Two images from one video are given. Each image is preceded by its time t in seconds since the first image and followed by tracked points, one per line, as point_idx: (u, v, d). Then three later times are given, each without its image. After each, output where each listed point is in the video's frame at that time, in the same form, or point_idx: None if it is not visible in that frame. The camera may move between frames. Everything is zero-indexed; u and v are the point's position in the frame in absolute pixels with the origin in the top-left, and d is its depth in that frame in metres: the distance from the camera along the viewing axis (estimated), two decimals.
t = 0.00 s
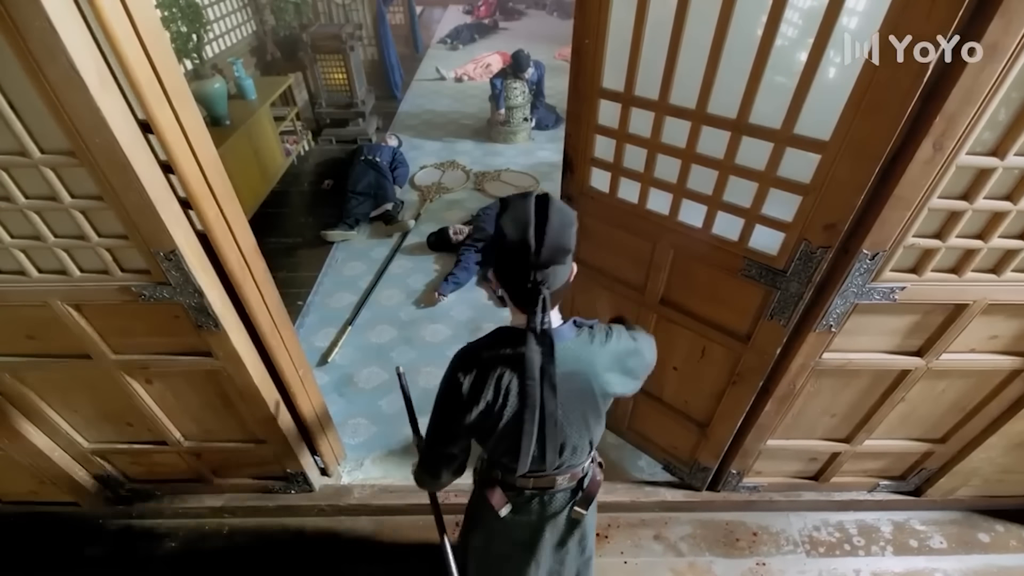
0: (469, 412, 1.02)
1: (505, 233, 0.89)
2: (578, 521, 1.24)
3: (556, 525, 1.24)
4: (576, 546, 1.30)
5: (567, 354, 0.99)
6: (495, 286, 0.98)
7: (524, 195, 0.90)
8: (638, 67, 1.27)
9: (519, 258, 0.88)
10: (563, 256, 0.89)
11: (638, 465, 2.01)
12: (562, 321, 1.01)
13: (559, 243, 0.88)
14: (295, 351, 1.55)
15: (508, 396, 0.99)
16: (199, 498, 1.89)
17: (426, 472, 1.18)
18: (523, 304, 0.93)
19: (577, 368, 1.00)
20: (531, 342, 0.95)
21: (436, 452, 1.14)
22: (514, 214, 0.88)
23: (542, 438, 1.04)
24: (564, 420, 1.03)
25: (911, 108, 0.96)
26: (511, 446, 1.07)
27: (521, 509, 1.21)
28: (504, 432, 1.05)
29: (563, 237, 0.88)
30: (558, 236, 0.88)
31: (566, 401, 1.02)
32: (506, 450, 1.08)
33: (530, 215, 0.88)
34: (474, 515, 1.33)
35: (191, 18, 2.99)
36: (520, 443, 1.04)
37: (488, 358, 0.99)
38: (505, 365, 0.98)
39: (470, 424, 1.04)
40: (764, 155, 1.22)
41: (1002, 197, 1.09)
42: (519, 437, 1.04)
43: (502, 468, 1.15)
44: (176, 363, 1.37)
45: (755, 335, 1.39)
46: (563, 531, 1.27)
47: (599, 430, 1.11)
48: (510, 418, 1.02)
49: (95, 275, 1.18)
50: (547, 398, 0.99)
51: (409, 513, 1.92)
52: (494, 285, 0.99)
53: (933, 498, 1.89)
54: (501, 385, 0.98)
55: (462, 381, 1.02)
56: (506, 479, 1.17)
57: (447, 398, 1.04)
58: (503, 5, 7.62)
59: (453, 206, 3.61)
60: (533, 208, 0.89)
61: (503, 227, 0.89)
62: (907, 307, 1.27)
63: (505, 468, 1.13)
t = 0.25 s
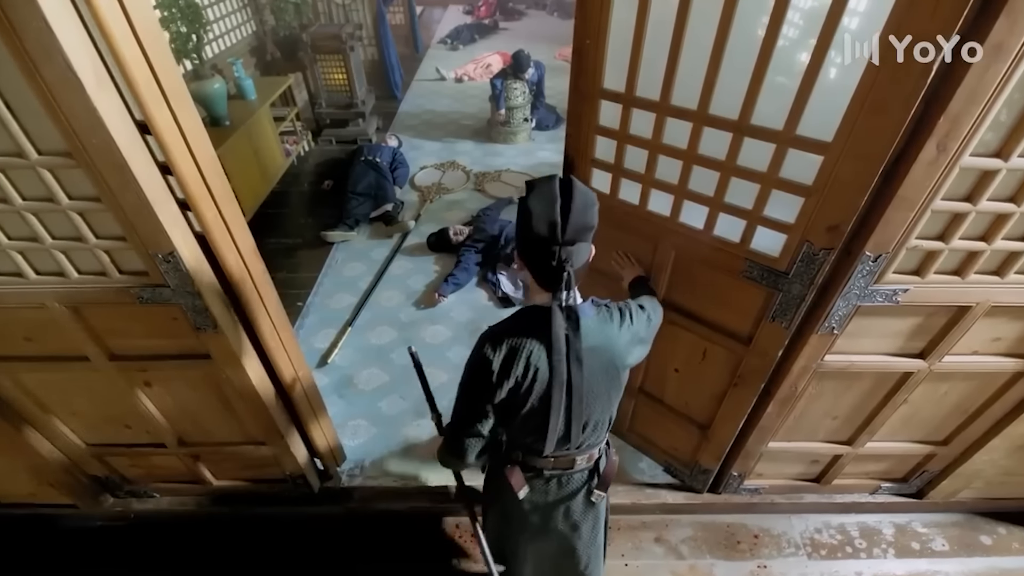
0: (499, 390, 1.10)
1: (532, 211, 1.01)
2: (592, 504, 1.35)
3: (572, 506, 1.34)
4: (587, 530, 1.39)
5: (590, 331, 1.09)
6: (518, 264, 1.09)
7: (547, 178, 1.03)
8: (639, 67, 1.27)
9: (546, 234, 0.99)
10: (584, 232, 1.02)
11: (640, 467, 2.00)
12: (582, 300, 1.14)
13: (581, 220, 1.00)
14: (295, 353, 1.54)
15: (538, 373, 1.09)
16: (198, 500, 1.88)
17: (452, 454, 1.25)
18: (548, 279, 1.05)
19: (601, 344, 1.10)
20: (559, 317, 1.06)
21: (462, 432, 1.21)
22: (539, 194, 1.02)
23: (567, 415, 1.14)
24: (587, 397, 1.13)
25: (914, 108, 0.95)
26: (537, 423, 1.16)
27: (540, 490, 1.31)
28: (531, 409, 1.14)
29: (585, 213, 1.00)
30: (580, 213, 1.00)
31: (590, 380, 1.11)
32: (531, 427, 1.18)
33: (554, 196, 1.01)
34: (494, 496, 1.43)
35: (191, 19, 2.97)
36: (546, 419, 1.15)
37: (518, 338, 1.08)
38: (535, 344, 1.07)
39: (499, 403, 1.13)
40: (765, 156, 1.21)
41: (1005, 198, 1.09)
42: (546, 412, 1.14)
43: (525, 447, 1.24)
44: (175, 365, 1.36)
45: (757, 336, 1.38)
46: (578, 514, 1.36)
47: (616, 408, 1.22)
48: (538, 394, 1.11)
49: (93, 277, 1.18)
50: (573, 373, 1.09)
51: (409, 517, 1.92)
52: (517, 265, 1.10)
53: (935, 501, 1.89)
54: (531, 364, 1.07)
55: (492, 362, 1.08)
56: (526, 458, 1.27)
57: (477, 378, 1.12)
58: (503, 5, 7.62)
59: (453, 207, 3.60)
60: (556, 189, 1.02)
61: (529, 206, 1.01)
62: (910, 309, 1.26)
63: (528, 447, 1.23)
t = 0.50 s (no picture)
0: (506, 374, 1.11)
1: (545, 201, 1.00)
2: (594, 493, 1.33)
3: (574, 494, 1.33)
4: (590, 520, 1.38)
5: (597, 322, 1.11)
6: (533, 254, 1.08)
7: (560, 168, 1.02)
8: (643, 65, 1.26)
9: (559, 224, 0.99)
10: (596, 222, 1.01)
11: (641, 469, 1.99)
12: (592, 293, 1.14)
13: (592, 211, 1.00)
14: (294, 356, 1.53)
15: (544, 360, 1.09)
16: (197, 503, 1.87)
17: (458, 435, 1.27)
18: (557, 271, 1.03)
19: (606, 333, 1.11)
20: (566, 310, 1.04)
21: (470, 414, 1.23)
22: (553, 183, 1.00)
23: (571, 404, 1.14)
24: (592, 386, 1.13)
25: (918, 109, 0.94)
26: (542, 409, 1.17)
27: (543, 476, 1.30)
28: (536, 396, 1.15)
29: (596, 204, 1.00)
30: (592, 203, 1.00)
31: (595, 370, 1.12)
32: (536, 413, 1.18)
33: (567, 185, 1.00)
34: (499, 479, 1.44)
35: (190, 18, 2.94)
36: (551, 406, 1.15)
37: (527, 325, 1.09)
38: (543, 331, 1.08)
39: (505, 387, 1.14)
40: (768, 156, 1.20)
41: (1011, 200, 1.07)
42: (552, 399, 1.14)
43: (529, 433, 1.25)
44: (172, 368, 1.35)
45: (759, 337, 1.37)
46: (579, 504, 1.35)
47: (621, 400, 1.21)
48: (544, 381, 1.12)
49: (89, 279, 1.17)
50: (579, 363, 1.09)
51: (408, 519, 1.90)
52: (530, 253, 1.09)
53: (937, 503, 1.87)
54: (539, 350, 1.08)
55: (501, 346, 1.10)
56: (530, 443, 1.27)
57: (485, 362, 1.13)
58: (503, 5, 7.62)
59: (453, 207, 3.59)
60: (569, 180, 1.01)
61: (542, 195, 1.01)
62: (913, 312, 1.25)
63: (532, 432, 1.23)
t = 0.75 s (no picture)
0: (512, 357, 1.10)
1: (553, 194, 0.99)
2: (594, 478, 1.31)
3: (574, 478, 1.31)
4: (589, 505, 1.36)
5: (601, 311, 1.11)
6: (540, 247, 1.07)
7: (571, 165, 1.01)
8: (659, 62, 1.27)
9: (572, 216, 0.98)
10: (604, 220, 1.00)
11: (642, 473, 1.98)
12: (596, 284, 1.13)
13: (601, 206, 0.99)
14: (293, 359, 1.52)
15: (549, 345, 1.08)
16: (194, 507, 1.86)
17: (465, 415, 1.27)
18: (566, 263, 1.03)
19: (609, 323, 1.10)
20: (569, 299, 1.05)
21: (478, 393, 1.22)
22: (563, 180, 0.99)
23: (573, 390, 1.13)
24: (595, 373, 1.12)
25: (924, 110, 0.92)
26: (545, 395, 1.15)
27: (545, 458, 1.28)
28: (540, 381, 1.13)
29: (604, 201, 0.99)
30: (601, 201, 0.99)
31: (598, 356, 1.11)
32: (540, 397, 1.17)
33: (576, 181, 0.99)
34: (502, 463, 1.41)
35: (188, 18, 2.91)
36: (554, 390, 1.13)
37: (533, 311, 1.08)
38: (548, 318, 1.07)
39: (510, 370, 1.13)
40: (773, 154, 1.19)
41: (1018, 203, 1.06)
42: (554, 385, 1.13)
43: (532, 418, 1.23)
44: (168, 372, 1.34)
45: (759, 338, 1.35)
46: (579, 489, 1.33)
47: (623, 388, 1.20)
48: (547, 367, 1.11)
49: (84, 282, 1.15)
50: (582, 349, 1.08)
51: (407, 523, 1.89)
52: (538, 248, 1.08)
53: (941, 507, 1.86)
54: (544, 335, 1.07)
55: (506, 331, 1.10)
56: (533, 427, 1.25)
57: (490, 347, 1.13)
58: (503, 5, 7.61)
59: (453, 208, 3.58)
60: (580, 177, 1.00)
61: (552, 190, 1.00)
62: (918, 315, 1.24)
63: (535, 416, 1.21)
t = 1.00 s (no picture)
0: (513, 324, 1.14)
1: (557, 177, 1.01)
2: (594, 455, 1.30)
3: (575, 453, 1.29)
4: (588, 483, 1.35)
5: (597, 285, 1.15)
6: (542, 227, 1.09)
7: (577, 151, 1.01)
8: (687, 56, 1.35)
9: (574, 200, 0.99)
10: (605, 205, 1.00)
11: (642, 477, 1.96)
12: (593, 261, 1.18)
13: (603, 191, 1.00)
14: (290, 364, 1.50)
15: (546, 314, 1.12)
16: (190, 512, 1.84)
17: (466, 381, 1.29)
18: (567, 244, 1.04)
19: (604, 297, 1.14)
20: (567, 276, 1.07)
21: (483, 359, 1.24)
22: (566, 163, 1.00)
23: (570, 363, 1.15)
24: (591, 346, 1.15)
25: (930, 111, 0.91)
26: (543, 362, 1.18)
27: (549, 430, 1.27)
28: (539, 349, 1.17)
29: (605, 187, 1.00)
30: (603, 186, 1.00)
31: (594, 329, 1.15)
32: (539, 364, 1.19)
33: (581, 168, 1.00)
34: (505, 440, 1.40)
35: (187, 19, 2.88)
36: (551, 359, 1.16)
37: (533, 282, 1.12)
38: (548, 290, 1.11)
39: (510, 336, 1.16)
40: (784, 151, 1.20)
41: None
42: (552, 354, 1.15)
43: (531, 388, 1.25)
44: (163, 377, 1.32)
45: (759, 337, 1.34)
46: (578, 467, 1.32)
47: (620, 364, 1.21)
48: (545, 336, 1.14)
49: (77, 287, 1.13)
50: (579, 322, 1.10)
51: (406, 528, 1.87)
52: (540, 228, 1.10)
53: (945, 512, 1.84)
54: (543, 304, 1.11)
55: (508, 299, 1.13)
56: (534, 400, 1.25)
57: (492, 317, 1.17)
58: (503, 5, 7.59)
59: (453, 209, 3.56)
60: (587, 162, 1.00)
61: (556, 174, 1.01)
62: (924, 320, 1.22)
63: (535, 384, 1.23)
